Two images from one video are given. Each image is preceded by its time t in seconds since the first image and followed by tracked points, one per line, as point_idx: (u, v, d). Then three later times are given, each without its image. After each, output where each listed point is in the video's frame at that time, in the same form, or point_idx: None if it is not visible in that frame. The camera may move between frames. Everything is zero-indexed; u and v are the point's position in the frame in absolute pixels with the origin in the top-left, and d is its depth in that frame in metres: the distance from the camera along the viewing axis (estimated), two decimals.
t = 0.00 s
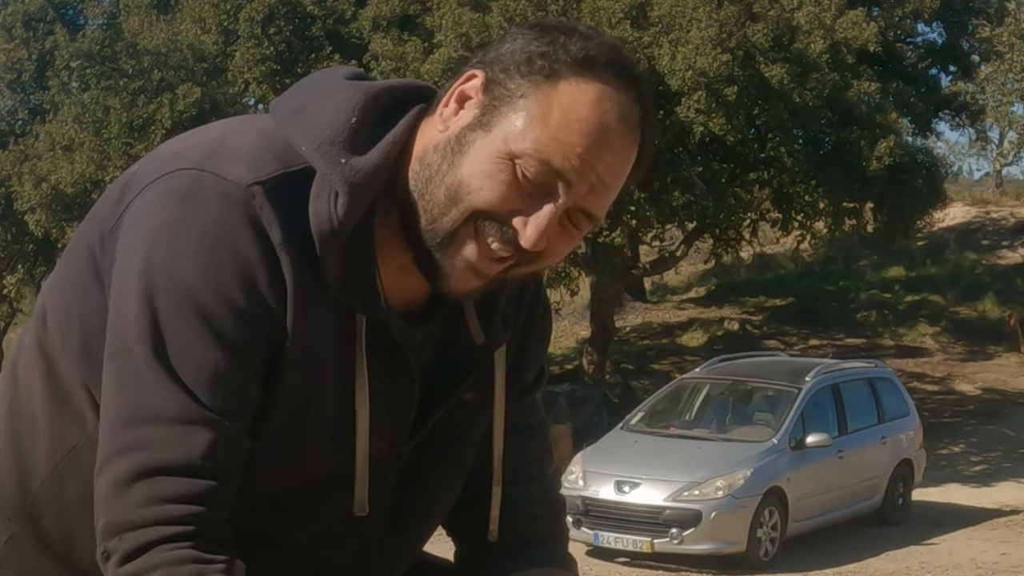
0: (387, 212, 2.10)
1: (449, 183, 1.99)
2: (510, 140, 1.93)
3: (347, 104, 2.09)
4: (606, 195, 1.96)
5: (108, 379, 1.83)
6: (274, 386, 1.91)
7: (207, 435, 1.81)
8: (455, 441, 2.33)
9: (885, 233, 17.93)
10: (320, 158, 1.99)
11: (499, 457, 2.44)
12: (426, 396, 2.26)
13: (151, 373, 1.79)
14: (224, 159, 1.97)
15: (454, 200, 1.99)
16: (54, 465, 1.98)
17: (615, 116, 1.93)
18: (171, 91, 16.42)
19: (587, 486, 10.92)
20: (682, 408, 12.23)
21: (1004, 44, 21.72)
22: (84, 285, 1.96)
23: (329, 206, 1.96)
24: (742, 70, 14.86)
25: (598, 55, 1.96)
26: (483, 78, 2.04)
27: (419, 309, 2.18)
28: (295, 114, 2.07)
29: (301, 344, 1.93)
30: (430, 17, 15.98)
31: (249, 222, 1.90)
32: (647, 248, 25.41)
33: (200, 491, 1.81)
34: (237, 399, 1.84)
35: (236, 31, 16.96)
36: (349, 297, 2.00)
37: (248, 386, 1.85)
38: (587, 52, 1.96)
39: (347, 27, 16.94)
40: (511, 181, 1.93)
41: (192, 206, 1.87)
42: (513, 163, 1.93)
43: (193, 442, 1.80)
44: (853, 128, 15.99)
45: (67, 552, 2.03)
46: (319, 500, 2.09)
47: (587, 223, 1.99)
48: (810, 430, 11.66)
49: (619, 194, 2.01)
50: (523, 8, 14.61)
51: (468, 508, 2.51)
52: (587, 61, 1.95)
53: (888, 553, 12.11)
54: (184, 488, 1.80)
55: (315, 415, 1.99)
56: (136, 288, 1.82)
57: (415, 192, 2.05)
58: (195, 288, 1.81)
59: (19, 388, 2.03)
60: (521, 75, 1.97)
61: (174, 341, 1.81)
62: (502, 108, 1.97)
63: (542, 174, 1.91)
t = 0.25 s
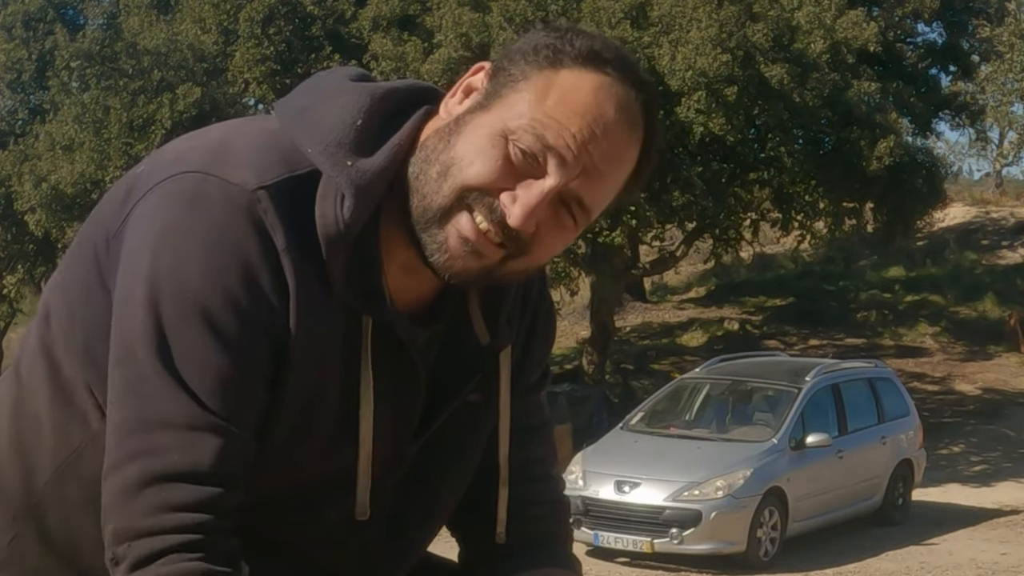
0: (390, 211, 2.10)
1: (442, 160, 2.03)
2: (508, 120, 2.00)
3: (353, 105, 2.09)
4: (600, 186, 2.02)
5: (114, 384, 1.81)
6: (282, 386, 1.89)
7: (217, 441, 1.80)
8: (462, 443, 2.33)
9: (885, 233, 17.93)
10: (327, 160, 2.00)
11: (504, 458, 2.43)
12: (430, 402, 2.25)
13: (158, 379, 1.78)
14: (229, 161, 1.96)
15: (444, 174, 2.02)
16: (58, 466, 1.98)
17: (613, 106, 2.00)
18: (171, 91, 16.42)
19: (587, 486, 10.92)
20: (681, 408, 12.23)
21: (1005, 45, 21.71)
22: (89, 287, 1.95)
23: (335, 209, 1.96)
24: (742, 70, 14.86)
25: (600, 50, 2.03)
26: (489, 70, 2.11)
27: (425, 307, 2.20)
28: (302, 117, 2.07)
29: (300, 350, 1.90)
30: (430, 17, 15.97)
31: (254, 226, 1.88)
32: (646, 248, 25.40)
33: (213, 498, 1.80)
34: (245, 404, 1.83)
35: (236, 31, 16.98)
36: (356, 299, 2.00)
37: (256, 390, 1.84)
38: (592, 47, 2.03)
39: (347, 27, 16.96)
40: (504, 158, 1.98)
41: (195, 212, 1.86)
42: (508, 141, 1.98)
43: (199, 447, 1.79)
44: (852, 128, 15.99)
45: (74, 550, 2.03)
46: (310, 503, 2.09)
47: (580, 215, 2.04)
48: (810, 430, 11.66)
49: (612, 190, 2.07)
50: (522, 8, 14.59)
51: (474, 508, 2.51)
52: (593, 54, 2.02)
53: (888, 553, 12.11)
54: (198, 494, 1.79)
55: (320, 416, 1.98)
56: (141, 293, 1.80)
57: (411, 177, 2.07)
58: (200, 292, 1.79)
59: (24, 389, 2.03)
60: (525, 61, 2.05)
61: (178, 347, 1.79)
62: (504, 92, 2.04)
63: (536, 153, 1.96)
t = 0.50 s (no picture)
0: (391, 205, 2.09)
1: (441, 152, 2.01)
2: (507, 109, 1.99)
3: (354, 99, 2.09)
4: (601, 172, 2.01)
5: (106, 374, 1.80)
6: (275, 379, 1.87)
7: (201, 432, 1.78)
8: (465, 440, 2.34)
9: (885, 233, 17.93)
10: (327, 152, 2.00)
11: (505, 457, 2.43)
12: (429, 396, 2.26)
13: (149, 371, 1.77)
14: (229, 154, 1.95)
15: (443, 165, 2.00)
16: (61, 461, 1.97)
17: (613, 93, 1.99)
18: (171, 91, 16.42)
19: (587, 486, 10.92)
20: (681, 407, 12.23)
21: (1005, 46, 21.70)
22: (90, 282, 1.96)
23: (334, 200, 1.96)
24: (742, 70, 14.85)
25: (601, 39, 2.02)
26: (488, 62, 2.10)
27: (426, 305, 2.18)
28: (303, 111, 2.07)
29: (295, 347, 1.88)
30: (430, 17, 15.96)
31: (254, 218, 1.87)
32: (646, 248, 25.40)
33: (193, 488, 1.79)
34: (235, 398, 1.81)
35: (236, 31, 17.03)
36: (355, 294, 1.98)
37: (248, 386, 1.83)
38: (591, 37, 2.02)
39: (347, 28, 16.97)
40: (505, 146, 1.97)
41: (196, 203, 1.85)
42: (508, 130, 1.97)
43: (185, 441, 1.77)
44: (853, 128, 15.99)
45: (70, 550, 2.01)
46: (313, 500, 2.08)
47: (580, 203, 2.02)
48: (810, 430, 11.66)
49: (612, 178, 2.06)
50: (522, 8, 14.58)
51: (477, 508, 2.50)
52: (592, 45, 2.01)
53: (888, 553, 12.11)
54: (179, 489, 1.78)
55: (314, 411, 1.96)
56: (137, 283, 1.80)
57: (410, 170, 2.06)
58: (195, 285, 1.78)
59: (26, 387, 2.02)
60: (524, 51, 2.04)
61: (171, 340, 1.78)
62: (504, 81, 2.03)
63: (536, 141, 1.95)
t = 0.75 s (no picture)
0: (386, 199, 2.08)
1: (439, 146, 2.01)
2: (502, 99, 1.99)
3: (350, 92, 2.10)
4: (597, 152, 2.02)
5: (82, 345, 1.77)
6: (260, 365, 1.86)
7: (168, 408, 1.74)
8: (462, 439, 2.31)
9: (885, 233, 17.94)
10: (321, 141, 2.00)
11: (505, 456, 2.42)
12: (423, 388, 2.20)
13: (122, 343, 1.74)
14: (224, 141, 1.95)
15: (441, 160, 2.00)
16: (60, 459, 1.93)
17: (604, 76, 2.01)
18: (171, 91, 16.46)
19: (587, 486, 10.92)
20: (681, 408, 12.23)
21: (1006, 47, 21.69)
22: (81, 272, 1.94)
23: (327, 186, 1.96)
24: (742, 70, 14.84)
25: (588, 27, 2.05)
26: (477, 56, 2.11)
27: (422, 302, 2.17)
28: (298, 104, 2.08)
29: (277, 344, 1.86)
30: (430, 17, 15.97)
31: (243, 201, 1.87)
32: (646, 248, 25.42)
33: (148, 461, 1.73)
34: (210, 383, 1.78)
35: (236, 31, 16.96)
36: (344, 279, 1.97)
37: (225, 375, 1.80)
38: (578, 23, 2.05)
39: (347, 28, 16.99)
40: (500, 135, 1.97)
41: (186, 187, 1.85)
42: (502, 118, 1.98)
43: (148, 417, 1.73)
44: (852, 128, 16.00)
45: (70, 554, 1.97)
46: (317, 488, 2.05)
47: (579, 186, 2.03)
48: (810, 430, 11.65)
49: (607, 164, 2.08)
50: (523, 8, 14.58)
51: (477, 509, 2.50)
52: (579, 30, 2.04)
53: (888, 553, 12.11)
54: (141, 461, 1.73)
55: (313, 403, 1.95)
56: (121, 260, 1.78)
57: (408, 167, 2.05)
58: (179, 265, 1.77)
59: (24, 386, 1.98)
60: (513, 42, 2.05)
61: (149, 318, 1.75)
62: (495, 74, 2.03)
63: (532, 126, 1.96)
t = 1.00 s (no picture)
0: (381, 185, 2.15)
1: (429, 141, 2.07)
2: (487, 90, 2.05)
3: (346, 77, 2.18)
4: (586, 137, 2.08)
5: (59, 308, 1.82)
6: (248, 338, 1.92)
7: (137, 368, 1.78)
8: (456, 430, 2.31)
9: (885, 233, 17.94)
10: (313, 121, 2.07)
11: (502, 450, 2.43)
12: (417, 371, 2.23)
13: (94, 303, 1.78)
14: (219, 123, 2.04)
15: (431, 155, 2.06)
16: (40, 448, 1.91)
17: (585, 59, 2.07)
18: (171, 91, 16.48)
19: (587, 486, 10.91)
20: (681, 407, 12.24)
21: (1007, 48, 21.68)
22: (66, 258, 1.99)
23: (318, 164, 2.03)
24: (743, 70, 14.81)
25: (568, 9, 2.12)
26: (460, 46, 2.18)
27: (418, 290, 2.22)
28: (294, 90, 2.16)
29: (260, 323, 1.92)
30: (430, 17, 15.95)
31: (230, 176, 1.94)
32: (646, 248, 25.42)
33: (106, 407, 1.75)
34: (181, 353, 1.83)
35: (237, 31, 16.86)
36: (332, 256, 2.03)
37: (202, 349, 1.85)
38: (558, 6, 2.12)
39: (347, 28, 17.01)
40: (487, 126, 2.03)
41: (175, 163, 1.93)
42: (487, 110, 2.04)
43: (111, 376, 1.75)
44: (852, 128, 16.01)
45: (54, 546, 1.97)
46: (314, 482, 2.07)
47: (570, 168, 2.09)
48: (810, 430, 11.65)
49: (596, 149, 2.14)
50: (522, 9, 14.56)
51: (476, 506, 2.50)
52: (559, 12, 2.11)
53: (888, 553, 12.11)
54: (98, 400, 1.74)
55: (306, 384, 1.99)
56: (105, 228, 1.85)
57: (402, 160, 2.12)
58: (159, 234, 1.84)
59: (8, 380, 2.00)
60: (494, 34, 2.12)
61: (119, 280, 1.79)
62: (480, 66, 2.10)
63: (517, 116, 2.02)
